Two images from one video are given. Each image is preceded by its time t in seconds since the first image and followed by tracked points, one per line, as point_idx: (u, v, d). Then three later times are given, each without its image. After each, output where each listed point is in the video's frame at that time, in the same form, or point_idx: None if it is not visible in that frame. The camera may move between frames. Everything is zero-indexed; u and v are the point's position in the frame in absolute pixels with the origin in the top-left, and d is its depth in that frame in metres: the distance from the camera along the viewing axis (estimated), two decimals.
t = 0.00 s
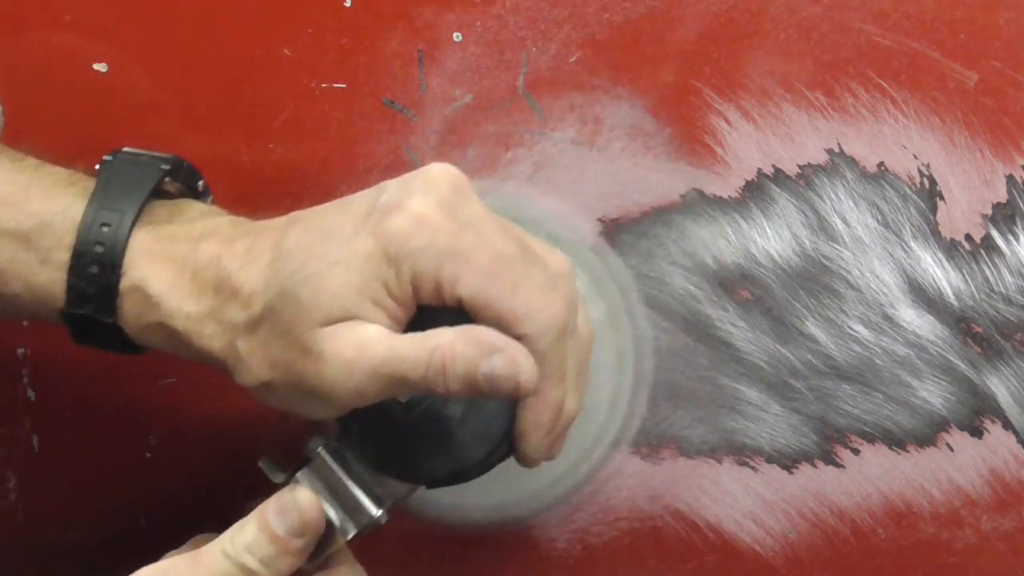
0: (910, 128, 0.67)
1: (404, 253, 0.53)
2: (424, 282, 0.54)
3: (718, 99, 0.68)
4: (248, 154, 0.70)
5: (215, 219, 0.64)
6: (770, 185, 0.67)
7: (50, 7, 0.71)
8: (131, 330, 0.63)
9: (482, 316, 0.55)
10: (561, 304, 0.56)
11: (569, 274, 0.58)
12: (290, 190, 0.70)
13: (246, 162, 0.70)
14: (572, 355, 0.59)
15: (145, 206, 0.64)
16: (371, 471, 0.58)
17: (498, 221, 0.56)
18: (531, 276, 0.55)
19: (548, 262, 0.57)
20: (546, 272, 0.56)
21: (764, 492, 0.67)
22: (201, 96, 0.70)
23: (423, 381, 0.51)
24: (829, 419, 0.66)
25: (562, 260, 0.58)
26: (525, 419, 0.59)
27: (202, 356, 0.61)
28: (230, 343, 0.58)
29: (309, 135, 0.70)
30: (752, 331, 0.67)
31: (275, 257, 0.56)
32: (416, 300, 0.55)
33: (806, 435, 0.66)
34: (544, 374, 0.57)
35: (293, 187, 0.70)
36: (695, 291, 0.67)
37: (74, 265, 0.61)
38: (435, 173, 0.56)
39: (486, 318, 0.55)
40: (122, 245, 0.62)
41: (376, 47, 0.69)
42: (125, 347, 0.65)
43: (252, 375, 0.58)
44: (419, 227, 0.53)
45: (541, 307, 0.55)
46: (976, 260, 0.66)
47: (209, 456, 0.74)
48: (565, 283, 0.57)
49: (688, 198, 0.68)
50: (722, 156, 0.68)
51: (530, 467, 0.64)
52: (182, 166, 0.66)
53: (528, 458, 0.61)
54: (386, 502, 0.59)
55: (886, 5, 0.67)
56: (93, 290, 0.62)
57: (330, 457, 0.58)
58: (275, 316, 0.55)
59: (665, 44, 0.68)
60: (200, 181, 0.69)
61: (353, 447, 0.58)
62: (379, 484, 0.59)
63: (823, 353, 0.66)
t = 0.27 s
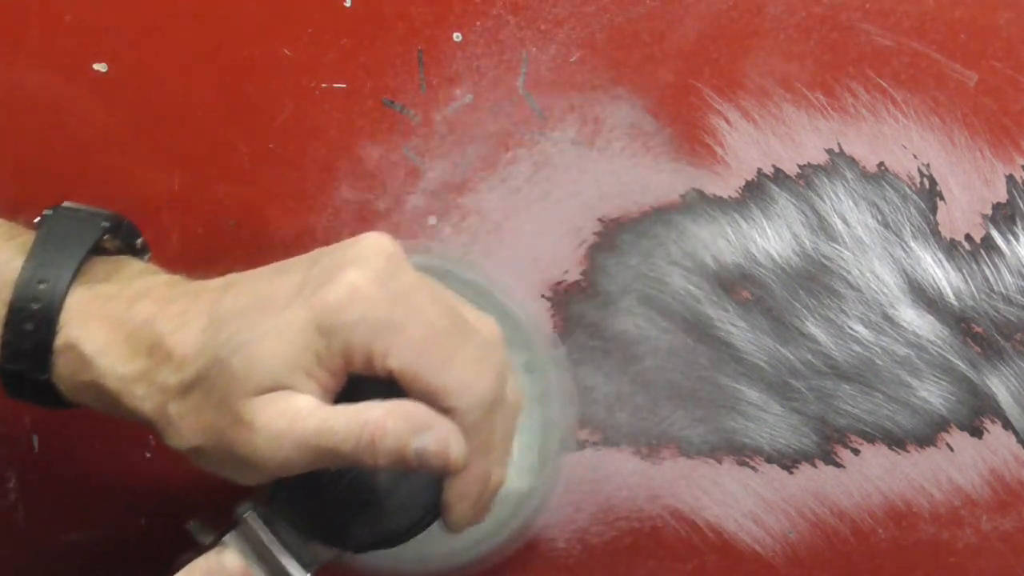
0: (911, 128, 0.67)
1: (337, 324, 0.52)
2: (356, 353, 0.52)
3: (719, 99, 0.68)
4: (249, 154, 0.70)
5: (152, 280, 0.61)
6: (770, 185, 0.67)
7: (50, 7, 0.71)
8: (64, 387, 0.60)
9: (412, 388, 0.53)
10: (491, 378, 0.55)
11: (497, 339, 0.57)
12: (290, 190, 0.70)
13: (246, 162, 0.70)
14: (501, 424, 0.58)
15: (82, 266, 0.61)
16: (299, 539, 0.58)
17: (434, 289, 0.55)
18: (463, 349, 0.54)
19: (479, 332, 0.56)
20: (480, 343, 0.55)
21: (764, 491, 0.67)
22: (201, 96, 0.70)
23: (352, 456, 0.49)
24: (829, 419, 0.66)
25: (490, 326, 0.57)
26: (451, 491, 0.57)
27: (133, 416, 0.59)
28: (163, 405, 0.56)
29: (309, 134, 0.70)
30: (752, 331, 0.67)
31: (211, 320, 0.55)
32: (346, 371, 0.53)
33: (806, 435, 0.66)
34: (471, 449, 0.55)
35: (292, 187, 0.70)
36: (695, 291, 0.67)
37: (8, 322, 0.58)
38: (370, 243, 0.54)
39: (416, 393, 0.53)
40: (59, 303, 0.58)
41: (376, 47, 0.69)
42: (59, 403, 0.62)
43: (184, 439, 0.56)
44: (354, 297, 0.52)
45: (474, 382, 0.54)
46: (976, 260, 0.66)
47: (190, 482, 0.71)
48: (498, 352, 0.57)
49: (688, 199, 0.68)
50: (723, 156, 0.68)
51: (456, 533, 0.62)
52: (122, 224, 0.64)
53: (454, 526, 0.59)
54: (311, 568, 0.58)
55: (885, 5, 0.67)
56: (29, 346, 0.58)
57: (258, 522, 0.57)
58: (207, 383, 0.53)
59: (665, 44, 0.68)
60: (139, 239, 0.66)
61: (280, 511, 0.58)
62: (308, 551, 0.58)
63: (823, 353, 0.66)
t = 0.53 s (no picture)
0: (910, 128, 0.67)
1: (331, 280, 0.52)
2: (361, 309, 0.53)
3: (718, 99, 0.68)
4: (249, 155, 0.70)
5: (158, 246, 0.59)
6: (770, 185, 0.67)
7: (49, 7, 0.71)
8: (75, 353, 0.58)
9: (417, 337, 0.53)
10: (495, 329, 0.55)
11: (502, 294, 0.56)
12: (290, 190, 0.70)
13: (246, 162, 0.70)
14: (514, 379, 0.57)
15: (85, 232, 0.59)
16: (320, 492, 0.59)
17: (435, 257, 0.55)
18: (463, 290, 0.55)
19: (480, 285, 0.56)
20: (489, 299, 0.55)
21: (764, 491, 0.67)
22: (201, 96, 0.70)
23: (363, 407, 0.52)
24: (829, 419, 0.66)
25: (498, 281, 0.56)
26: (468, 434, 0.55)
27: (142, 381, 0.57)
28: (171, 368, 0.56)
29: (308, 135, 0.70)
30: (752, 331, 0.67)
31: (212, 286, 0.54)
32: (351, 324, 0.54)
33: (806, 435, 0.66)
34: (482, 404, 0.55)
35: (293, 187, 0.70)
36: (695, 292, 0.67)
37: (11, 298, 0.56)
38: (370, 202, 0.54)
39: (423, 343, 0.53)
40: (61, 275, 0.56)
41: (376, 47, 0.69)
42: (55, 365, 0.59)
43: (190, 397, 0.56)
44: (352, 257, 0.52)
45: (476, 337, 0.54)
46: (976, 260, 0.66)
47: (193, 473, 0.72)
48: (501, 306, 0.56)
49: (688, 198, 0.68)
50: (722, 156, 0.68)
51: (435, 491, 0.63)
52: (119, 192, 0.61)
53: (474, 475, 0.59)
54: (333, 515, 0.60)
55: (886, 4, 0.67)
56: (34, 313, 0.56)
57: (271, 474, 0.59)
58: (214, 340, 0.53)
59: (665, 44, 0.68)
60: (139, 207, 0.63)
61: (291, 464, 0.59)
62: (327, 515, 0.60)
63: (822, 353, 0.66)
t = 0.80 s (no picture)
0: (911, 128, 0.67)
1: (385, 200, 0.53)
2: (407, 227, 0.54)
3: (719, 99, 0.68)
4: (249, 155, 0.71)
5: (203, 170, 0.64)
6: (770, 185, 0.67)
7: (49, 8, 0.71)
8: (124, 283, 0.64)
9: (466, 257, 0.54)
10: (546, 236, 0.55)
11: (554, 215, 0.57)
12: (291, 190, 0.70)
13: (246, 162, 0.70)
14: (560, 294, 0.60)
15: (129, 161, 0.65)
16: (364, 419, 0.57)
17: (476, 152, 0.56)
18: (518, 214, 0.54)
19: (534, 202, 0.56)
20: (530, 207, 0.55)
21: (764, 492, 0.67)
22: (200, 96, 0.70)
23: (406, 325, 0.51)
24: (829, 419, 0.66)
25: (549, 202, 0.57)
26: (513, 358, 0.57)
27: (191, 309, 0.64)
28: (218, 291, 0.60)
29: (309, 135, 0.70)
30: (752, 331, 0.67)
31: (259, 206, 0.57)
32: (398, 245, 0.55)
33: (806, 435, 0.66)
34: (528, 312, 0.55)
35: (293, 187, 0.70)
36: (696, 292, 0.67)
37: (62, 221, 0.62)
38: (416, 115, 0.55)
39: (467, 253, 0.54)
40: (108, 201, 0.62)
41: (375, 47, 0.69)
42: (112, 301, 0.67)
43: (241, 321, 0.59)
44: (401, 168, 0.53)
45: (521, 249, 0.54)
46: (976, 260, 0.66)
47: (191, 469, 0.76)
48: (555, 222, 0.57)
49: (689, 198, 0.68)
50: (722, 156, 0.68)
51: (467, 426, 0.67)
52: (166, 120, 0.67)
53: (519, 400, 0.60)
54: (378, 448, 0.58)
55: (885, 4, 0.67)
56: (80, 246, 0.63)
57: (321, 404, 0.57)
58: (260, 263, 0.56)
59: (665, 44, 0.68)
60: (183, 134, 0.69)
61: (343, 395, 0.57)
62: (374, 431, 0.58)
63: (822, 353, 0.66)
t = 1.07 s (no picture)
0: (910, 128, 0.67)
1: (328, 249, 0.53)
2: (350, 273, 0.54)
3: (719, 99, 0.68)
4: (249, 155, 0.70)
5: (148, 212, 0.62)
6: (770, 185, 0.67)
7: (49, 7, 0.71)
8: (65, 323, 0.62)
9: (406, 304, 0.54)
10: (487, 284, 0.56)
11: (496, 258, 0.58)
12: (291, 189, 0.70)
13: (246, 162, 0.70)
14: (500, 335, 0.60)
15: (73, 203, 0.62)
16: (305, 464, 0.58)
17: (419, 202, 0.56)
18: (458, 261, 0.55)
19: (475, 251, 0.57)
20: (471, 256, 0.56)
21: (764, 492, 0.67)
22: (201, 96, 0.70)
23: (349, 371, 0.50)
24: (829, 419, 0.66)
25: (488, 244, 0.59)
26: (452, 407, 0.58)
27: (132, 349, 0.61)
28: (161, 335, 0.58)
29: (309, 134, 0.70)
30: (753, 331, 0.67)
31: (202, 248, 0.56)
32: (341, 292, 0.55)
33: (806, 435, 0.66)
34: (468, 359, 0.56)
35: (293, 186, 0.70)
36: (696, 292, 0.67)
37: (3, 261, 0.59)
38: (360, 164, 0.56)
39: (410, 302, 0.54)
40: (54, 242, 0.60)
41: (376, 47, 0.69)
42: (56, 339, 0.64)
43: (181, 366, 0.58)
44: (344, 216, 0.53)
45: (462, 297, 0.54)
46: (976, 260, 0.66)
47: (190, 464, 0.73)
48: (495, 269, 0.58)
49: (688, 198, 0.68)
50: (722, 156, 0.68)
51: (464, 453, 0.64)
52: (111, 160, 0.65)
53: (460, 445, 0.61)
54: (319, 490, 0.59)
55: (886, 3, 0.67)
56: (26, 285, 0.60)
57: (263, 447, 0.57)
58: (202, 309, 0.54)
59: (665, 44, 0.68)
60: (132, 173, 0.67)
61: (283, 437, 0.58)
62: (316, 476, 0.59)
63: (822, 353, 0.66)
